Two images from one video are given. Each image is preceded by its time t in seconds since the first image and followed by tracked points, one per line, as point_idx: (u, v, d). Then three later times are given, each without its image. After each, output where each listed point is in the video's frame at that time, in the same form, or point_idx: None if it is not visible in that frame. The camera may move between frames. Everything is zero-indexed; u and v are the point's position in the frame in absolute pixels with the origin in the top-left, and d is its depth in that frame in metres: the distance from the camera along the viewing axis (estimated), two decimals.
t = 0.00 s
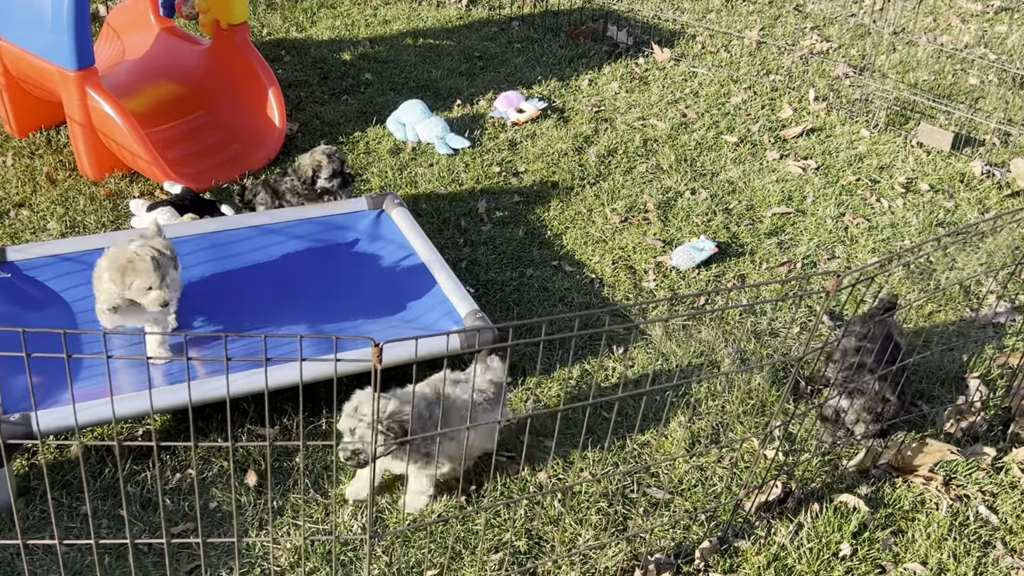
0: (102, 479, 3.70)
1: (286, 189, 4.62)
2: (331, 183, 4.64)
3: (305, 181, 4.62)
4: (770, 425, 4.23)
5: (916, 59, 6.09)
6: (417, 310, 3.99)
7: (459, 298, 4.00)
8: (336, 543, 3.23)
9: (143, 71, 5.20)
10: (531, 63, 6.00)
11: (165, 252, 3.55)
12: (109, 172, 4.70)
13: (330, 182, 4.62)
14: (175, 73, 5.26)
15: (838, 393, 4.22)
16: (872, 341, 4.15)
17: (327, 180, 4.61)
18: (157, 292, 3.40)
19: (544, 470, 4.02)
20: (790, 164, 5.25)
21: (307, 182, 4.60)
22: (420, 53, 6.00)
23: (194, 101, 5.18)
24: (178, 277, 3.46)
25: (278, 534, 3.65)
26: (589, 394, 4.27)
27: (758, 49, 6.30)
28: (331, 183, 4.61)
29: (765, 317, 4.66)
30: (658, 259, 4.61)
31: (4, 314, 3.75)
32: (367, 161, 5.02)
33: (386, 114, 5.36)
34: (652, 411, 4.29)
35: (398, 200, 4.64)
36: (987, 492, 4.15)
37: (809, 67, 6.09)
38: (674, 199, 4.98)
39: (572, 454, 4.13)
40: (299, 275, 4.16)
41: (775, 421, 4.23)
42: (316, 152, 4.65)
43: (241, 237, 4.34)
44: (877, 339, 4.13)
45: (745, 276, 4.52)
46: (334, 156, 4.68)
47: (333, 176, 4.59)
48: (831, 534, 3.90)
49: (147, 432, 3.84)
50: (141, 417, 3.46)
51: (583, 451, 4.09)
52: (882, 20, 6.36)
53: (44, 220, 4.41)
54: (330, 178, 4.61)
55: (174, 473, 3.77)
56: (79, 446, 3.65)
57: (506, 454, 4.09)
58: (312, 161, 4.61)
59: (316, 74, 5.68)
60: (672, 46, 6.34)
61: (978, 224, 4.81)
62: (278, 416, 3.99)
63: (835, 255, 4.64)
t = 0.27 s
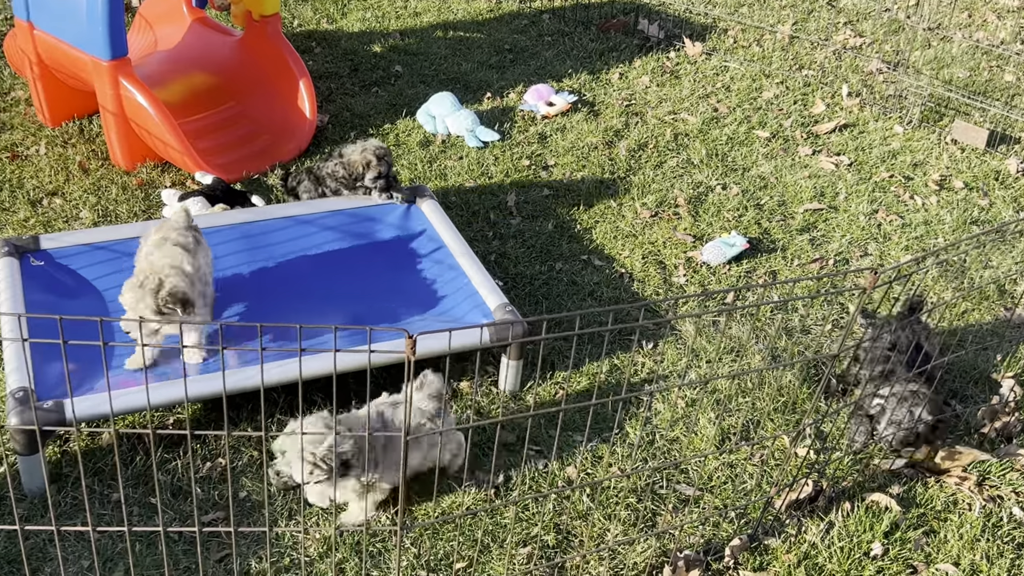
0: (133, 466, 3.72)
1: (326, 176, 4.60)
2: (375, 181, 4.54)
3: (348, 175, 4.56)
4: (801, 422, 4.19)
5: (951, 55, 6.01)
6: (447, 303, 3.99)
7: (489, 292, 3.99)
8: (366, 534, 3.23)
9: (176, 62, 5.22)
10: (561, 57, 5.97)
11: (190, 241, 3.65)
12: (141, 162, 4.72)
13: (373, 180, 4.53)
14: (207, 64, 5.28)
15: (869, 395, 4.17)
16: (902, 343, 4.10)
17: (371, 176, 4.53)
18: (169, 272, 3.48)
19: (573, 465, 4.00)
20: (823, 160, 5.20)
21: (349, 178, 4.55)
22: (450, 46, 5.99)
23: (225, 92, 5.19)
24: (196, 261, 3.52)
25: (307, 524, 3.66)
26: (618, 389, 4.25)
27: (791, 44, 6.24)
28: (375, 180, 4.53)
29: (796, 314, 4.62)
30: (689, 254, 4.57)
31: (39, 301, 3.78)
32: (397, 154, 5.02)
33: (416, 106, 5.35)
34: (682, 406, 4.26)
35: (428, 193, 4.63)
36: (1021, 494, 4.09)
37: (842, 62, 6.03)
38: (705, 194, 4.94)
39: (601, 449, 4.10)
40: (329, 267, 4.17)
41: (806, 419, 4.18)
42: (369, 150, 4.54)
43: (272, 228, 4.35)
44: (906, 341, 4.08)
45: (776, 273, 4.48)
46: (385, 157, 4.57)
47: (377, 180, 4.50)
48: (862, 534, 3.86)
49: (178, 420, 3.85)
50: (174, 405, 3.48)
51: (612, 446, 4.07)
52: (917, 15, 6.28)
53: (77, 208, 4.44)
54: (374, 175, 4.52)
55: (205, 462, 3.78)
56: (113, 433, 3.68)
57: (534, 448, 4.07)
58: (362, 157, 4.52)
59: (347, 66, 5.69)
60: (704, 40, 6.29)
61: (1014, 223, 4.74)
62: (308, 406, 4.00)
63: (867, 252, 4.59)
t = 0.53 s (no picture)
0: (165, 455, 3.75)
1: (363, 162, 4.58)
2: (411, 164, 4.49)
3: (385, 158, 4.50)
4: (833, 421, 4.14)
5: (988, 50, 5.90)
6: (477, 297, 4.00)
7: (518, 285, 3.98)
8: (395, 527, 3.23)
9: (208, 52, 5.25)
10: (593, 49, 5.94)
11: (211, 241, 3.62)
12: (173, 152, 4.74)
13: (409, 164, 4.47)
14: (239, 55, 5.30)
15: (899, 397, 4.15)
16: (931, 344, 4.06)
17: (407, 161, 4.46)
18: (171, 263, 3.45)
19: (602, 461, 3.98)
20: (856, 156, 5.13)
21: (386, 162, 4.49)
22: (481, 38, 5.97)
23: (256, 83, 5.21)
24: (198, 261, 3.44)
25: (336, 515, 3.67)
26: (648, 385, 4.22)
27: (825, 38, 6.17)
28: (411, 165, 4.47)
29: (829, 311, 4.56)
30: (720, 250, 4.53)
31: (72, 289, 3.80)
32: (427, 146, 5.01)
33: (446, 99, 5.34)
34: (712, 403, 4.22)
35: (459, 185, 4.61)
36: None
37: (877, 57, 5.95)
38: (737, 189, 4.89)
39: (630, 445, 4.08)
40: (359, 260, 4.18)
41: (838, 417, 4.13)
42: (403, 131, 4.40)
43: (303, 220, 4.35)
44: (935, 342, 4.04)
45: (809, 269, 4.43)
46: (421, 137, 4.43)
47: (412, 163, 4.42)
48: (894, 534, 3.80)
49: (209, 410, 3.87)
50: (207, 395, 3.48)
51: (641, 442, 4.04)
52: (954, 10, 6.18)
53: (109, 197, 4.47)
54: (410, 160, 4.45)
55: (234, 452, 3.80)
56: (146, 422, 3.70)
57: (562, 443, 4.06)
58: (397, 139, 4.41)
59: (377, 57, 5.68)
60: (736, 33, 6.23)
61: None
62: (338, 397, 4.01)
63: (901, 250, 4.52)
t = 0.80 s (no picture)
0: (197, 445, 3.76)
1: (396, 155, 4.55)
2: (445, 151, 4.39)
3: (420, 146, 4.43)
4: (869, 420, 4.08)
5: None
6: (508, 291, 4.00)
7: (550, 279, 3.97)
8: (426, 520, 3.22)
9: (241, 42, 5.26)
10: (626, 41, 5.88)
11: (211, 241, 3.49)
12: (206, 142, 4.75)
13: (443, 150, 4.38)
14: (272, 45, 5.31)
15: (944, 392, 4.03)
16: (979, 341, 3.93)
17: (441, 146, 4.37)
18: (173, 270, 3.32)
19: (633, 456, 3.95)
20: (893, 151, 5.05)
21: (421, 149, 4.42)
22: (513, 29, 5.94)
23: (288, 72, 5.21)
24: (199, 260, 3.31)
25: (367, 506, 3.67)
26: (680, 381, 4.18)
27: (861, 31, 6.08)
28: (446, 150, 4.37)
29: (865, 309, 4.50)
30: (754, 245, 4.48)
31: (106, 278, 3.81)
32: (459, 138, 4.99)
33: (478, 90, 5.31)
34: (745, 400, 4.17)
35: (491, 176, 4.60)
36: None
37: (914, 51, 5.85)
38: (771, 183, 4.83)
39: (662, 441, 4.04)
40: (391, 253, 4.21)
41: (874, 415, 4.07)
42: (440, 116, 4.36)
43: (335, 211, 4.37)
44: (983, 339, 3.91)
45: (844, 266, 4.36)
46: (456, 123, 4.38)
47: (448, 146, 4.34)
48: (930, 535, 3.74)
49: (240, 399, 3.88)
50: (241, 384, 3.51)
51: (673, 438, 4.01)
52: (994, 3, 6.07)
53: (143, 186, 4.48)
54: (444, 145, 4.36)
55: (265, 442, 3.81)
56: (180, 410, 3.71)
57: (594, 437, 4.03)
58: (434, 124, 4.34)
59: (410, 48, 5.67)
60: (772, 26, 6.15)
61: None
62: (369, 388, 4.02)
63: (938, 247, 4.44)
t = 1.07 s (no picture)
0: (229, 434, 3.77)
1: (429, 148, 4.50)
2: (480, 145, 4.30)
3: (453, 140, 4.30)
4: (906, 422, 4.01)
5: None
6: (541, 287, 3.98)
7: (583, 275, 3.94)
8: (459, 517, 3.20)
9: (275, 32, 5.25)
10: (661, 35, 5.82)
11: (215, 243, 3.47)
12: (240, 133, 4.75)
13: (480, 144, 4.29)
14: (306, 36, 5.31)
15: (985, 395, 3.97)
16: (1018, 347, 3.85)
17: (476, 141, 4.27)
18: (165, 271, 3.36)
19: (666, 455, 3.92)
20: (932, 148, 4.96)
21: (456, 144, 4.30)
22: (547, 22, 5.90)
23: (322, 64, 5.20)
24: (186, 264, 3.30)
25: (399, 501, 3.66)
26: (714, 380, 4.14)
27: (901, 26, 5.98)
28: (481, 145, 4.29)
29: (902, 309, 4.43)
30: (790, 243, 4.42)
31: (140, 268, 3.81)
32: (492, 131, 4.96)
33: (512, 83, 5.27)
34: (780, 401, 4.12)
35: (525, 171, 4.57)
36: None
37: (955, 47, 5.75)
38: (808, 180, 4.77)
39: (696, 441, 4.00)
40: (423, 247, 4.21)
41: (912, 417, 4.01)
42: (472, 110, 4.24)
43: (368, 204, 4.36)
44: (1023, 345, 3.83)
45: (882, 265, 4.29)
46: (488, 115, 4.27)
47: (481, 142, 4.24)
48: (967, 540, 3.67)
49: (273, 391, 3.89)
50: (277, 375, 3.54)
51: (707, 437, 3.97)
52: None
53: (177, 176, 4.48)
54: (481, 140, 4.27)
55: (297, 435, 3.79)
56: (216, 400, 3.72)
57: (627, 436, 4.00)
58: (465, 118, 4.22)
59: (444, 40, 5.64)
60: (809, 20, 6.07)
61: None
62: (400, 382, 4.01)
63: (978, 246, 4.35)
